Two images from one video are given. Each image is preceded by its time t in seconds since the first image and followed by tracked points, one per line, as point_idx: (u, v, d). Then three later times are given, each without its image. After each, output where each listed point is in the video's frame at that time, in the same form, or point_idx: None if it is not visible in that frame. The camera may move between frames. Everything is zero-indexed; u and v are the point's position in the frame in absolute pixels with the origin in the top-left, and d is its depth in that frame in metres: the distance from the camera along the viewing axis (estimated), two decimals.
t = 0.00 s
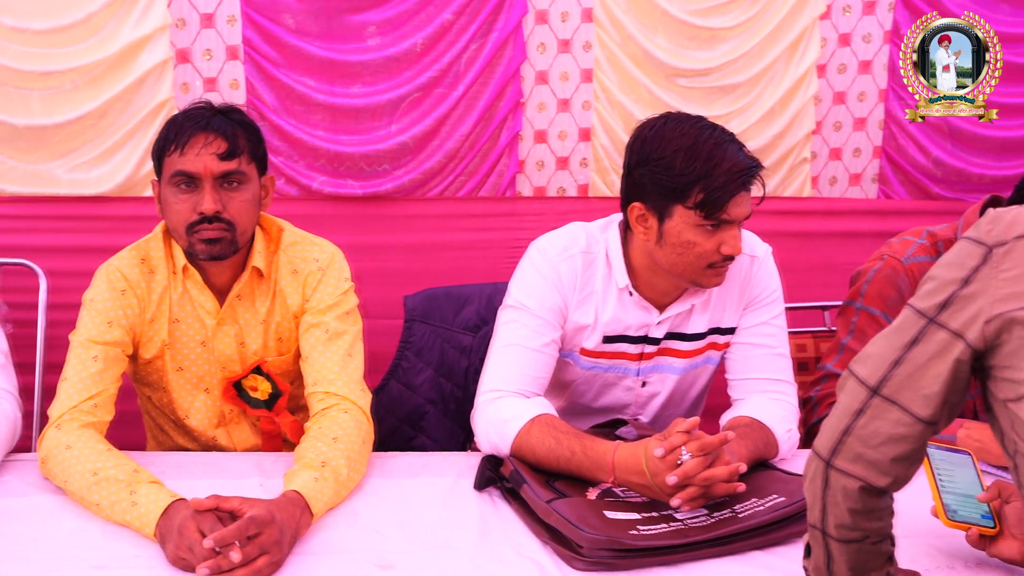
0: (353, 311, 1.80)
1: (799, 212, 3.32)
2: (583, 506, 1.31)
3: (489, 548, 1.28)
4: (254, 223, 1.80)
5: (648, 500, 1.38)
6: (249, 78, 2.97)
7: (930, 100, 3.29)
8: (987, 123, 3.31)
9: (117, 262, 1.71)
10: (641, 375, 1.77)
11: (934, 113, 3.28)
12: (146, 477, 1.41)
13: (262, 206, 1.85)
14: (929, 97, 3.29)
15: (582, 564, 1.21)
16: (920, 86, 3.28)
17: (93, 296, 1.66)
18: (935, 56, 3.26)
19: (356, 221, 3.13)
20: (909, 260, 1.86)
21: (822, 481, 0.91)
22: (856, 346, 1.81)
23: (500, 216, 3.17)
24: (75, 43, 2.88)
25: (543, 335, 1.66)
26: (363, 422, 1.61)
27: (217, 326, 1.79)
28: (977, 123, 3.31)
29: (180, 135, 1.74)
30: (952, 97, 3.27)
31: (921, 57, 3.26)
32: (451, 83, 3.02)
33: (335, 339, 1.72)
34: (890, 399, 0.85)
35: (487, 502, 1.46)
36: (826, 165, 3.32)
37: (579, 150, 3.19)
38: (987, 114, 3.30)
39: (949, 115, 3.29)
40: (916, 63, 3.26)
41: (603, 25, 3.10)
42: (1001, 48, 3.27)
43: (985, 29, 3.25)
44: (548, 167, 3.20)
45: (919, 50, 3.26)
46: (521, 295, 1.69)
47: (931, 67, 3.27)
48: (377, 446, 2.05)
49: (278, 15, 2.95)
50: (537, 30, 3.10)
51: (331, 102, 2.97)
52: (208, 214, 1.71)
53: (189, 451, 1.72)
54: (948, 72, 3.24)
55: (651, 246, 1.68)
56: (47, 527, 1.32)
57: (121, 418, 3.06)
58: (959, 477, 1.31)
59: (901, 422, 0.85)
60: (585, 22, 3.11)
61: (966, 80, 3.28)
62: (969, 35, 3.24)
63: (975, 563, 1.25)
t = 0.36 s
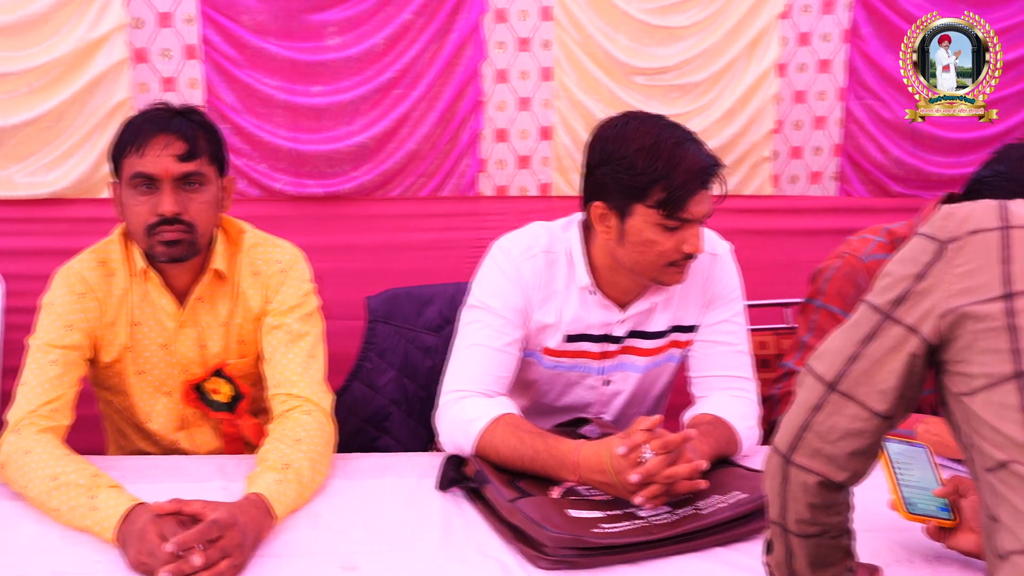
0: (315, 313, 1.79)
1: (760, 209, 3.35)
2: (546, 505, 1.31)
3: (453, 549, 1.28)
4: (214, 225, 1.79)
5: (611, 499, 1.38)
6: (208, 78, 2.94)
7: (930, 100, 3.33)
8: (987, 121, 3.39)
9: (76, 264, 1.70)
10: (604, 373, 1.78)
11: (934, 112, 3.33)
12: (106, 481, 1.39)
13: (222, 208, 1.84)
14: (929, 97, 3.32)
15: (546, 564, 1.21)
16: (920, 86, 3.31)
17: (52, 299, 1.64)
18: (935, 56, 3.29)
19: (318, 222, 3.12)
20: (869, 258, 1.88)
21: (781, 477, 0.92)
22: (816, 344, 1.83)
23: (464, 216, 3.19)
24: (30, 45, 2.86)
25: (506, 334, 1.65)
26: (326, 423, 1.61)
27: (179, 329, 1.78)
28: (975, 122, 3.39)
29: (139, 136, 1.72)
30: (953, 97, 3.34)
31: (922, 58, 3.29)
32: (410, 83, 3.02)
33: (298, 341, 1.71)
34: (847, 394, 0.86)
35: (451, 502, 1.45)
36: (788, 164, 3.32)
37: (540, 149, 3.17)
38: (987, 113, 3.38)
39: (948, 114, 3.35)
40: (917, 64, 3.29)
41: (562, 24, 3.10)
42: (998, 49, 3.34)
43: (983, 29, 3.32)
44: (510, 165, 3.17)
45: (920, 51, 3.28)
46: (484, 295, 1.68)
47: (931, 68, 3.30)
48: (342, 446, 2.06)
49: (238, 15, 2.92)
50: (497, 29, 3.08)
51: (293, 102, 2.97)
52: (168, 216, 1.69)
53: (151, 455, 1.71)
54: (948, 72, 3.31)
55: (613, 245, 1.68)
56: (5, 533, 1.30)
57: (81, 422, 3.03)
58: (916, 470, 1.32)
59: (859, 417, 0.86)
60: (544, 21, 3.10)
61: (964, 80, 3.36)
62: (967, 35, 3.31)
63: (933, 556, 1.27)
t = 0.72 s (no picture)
0: (270, 314, 1.78)
1: (714, 207, 3.37)
2: (505, 504, 1.31)
3: (411, 549, 1.28)
4: (168, 226, 1.78)
5: (570, 497, 1.38)
6: (162, 76, 2.92)
7: (930, 100, 3.40)
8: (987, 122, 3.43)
9: (26, 268, 1.66)
10: (561, 371, 1.77)
11: (933, 112, 3.40)
12: (59, 487, 1.38)
13: (175, 209, 1.82)
14: (929, 97, 3.39)
15: (504, 563, 1.21)
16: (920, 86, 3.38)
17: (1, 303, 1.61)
18: (935, 56, 3.36)
19: (274, 223, 3.10)
20: (822, 255, 1.89)
21: (738, 473, 0.92)
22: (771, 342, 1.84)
23: (419, 215, 3.17)
24: None
25: (464, 334, 1.66)
26: (282, 426, 1.60)
27: (132, 333, 1.76)
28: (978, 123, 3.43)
29: (90, 138, 1.70)
30: (953, 97, 3.42)
31: (920, 57, 3.36)
32: (364, 82, 3.01)
33: (253, 343, 1.71)
34: (801, 390, 0.87)
35: (409, 503, 1.45)
36: (740, 161, 3.37)
37: (495, 148, 3.19)
38: (987, 114, 3.42)
39: (950, 114, 3.43)
40: (915, 63, 3.36)
41: (516, 22, 3.10)
42: (1001, 49, 3.39)
43: (984, 30, 3.37)
44: (465, 164, 3.19)
45: (918, 50, 3.35)
46: (439, 295, 1.68)
47: (931, 67, 3.37)
48: (299, 449, 2.04)
49: (190, 13, 2.90)
50: (450, 28, 3.09)
51: (247, 101, 2.94)
52: (121, 217, 1.68)
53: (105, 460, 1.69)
54: (946, 72, 3.37)
55: (568, 241, 1.69)
56: None
57: (33, 428, 2.99)
58: (872, 463, 1.33)
59: (814, 412, 0.87)
60: (498, 20, 3.11)
61: (966, 80, 3.42)
62: (968, 35, 3.37)
63: (888, 549, 1.28)
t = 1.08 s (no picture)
0: (233, 316, 1.77)
1: (678, 206, 3.32)
2: (471, 503, 1.31)
3: (378, 550, 1.28)
4: (128, 229, 1.76)
5: (537, 494, 1.38)
6: (123, 76, 2.90)
7: (930, 101, 3.43)
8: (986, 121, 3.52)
9: None
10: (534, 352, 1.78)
11: (933, 112, 3.42)
12: (20, 492, 1.36)
13: (136, 211, 1.80)
14: (930, 97, 3.43)
15: (471, 562, 1.21)
16: (920, 86, 3.42)
17: None
18: (936, 56, 3.40)
19: (235, 223, 2.98)
20: (785, 253, 1.90)
21: (705, 471, 0.93)
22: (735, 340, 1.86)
23: (383, 216, 3.08)
24: None
25: (440, 304, 1.65)
26: (247, 428, 1.59)
27: (93, 336, 1.74)
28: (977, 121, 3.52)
29: (48, 139, 1.68)
30: (953, 97, 3.46)
31: (922, 57, 3.40)
32: (325, 81, 3.01)
33: (216, 345, 1.69)
34: (768, 388, 0.87)
35: (375, 504, 1.45)
36: (702, 159, 3.45)
37: (458, 146, 3.20)
38: (990, 114, 3.49)
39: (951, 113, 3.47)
40: (917, 63, 3.40)
41: (476, 20, 3.11)
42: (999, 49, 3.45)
43: (984, 30, 3.43)
44: (428, 163, 3.20)
45: (920, 50, 3.40)
46: (414, 270, 1.67)
47: (932, 67, 3.42)
48: (264, 450, 2.03)
49: (150, 13, 2.88)
50: (411, 27, 3.10)
51: (210, 105, 2.93)
52: (80, 220, 1.66)
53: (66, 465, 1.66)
54: (948, 72, 3.43)
55: (545, 214, 1.69)
56: None
57: None
58: (836, 459, 1.34)
59: (780, 411, 0.87)
60: (460, 18, 3.12)
61: (967, 81, 3.48)
62: (969, 35, 3.42)
63: (852, 544, 1.29)
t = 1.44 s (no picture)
0: (201, 317, 1.75)
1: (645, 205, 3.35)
2: (442, 511, 1.30)
3: (348, 551, 1.27)
4: (93, 230, 1.74)
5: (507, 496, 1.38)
6: (87, 71, 2.86)
7: (930, 100, 3.44)
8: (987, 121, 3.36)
9: None
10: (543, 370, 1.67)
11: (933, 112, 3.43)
12: None
13: (101, 213, 1.78)
14: (929, 97, 3.43)
15: (441, 564, 1.21)
16: (920, 86, 3.43)
17: None
18: (936, 56, 3.39)
19: (203, 223, 2.99)
20: (752, 251, 1.90)
21: (678, 472, 0.93)
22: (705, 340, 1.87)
23: (350, 215, 3.11)
24: None
25: (489, 323, 1.49)
26: (214, 430, 1.58)
27: (58, 339, 1.73)
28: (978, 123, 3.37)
29: (9, 140, 1.65)
30: (952, 97, 3.41)
31: (922, 57, 3.41)
32: (288, 79, 2.99)
33: (183, 347, 1.68)
34: (742, 390, 0.88)
35: (346, 505, 1.45)
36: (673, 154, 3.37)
37: (425, 144, 3.18)
38: (987, 113, 3.36)
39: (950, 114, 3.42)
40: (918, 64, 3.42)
41: (443, 17, 3.10)
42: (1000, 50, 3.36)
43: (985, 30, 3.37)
44: (396, 161, 3.17)
45: (920, 51, 3.41)
46: (458, 289, 1.50)
47: (932, 67, 3.40)
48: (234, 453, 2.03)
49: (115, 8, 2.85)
50: (378, 24, 3.08)
51: (175, 101, 2.89)
52: (43, 222, 1.64)
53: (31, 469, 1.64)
54: (948, 72, 3.37)
55: (566, 236, 1.56)
56: None
57: None
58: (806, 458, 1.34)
59: (753, 413, 0.88)
60: (427, 16, 3.11)
61: (966, 80, 3.38)
62: (969, 35, 3.37)
63: (822, 540, 1.30)
